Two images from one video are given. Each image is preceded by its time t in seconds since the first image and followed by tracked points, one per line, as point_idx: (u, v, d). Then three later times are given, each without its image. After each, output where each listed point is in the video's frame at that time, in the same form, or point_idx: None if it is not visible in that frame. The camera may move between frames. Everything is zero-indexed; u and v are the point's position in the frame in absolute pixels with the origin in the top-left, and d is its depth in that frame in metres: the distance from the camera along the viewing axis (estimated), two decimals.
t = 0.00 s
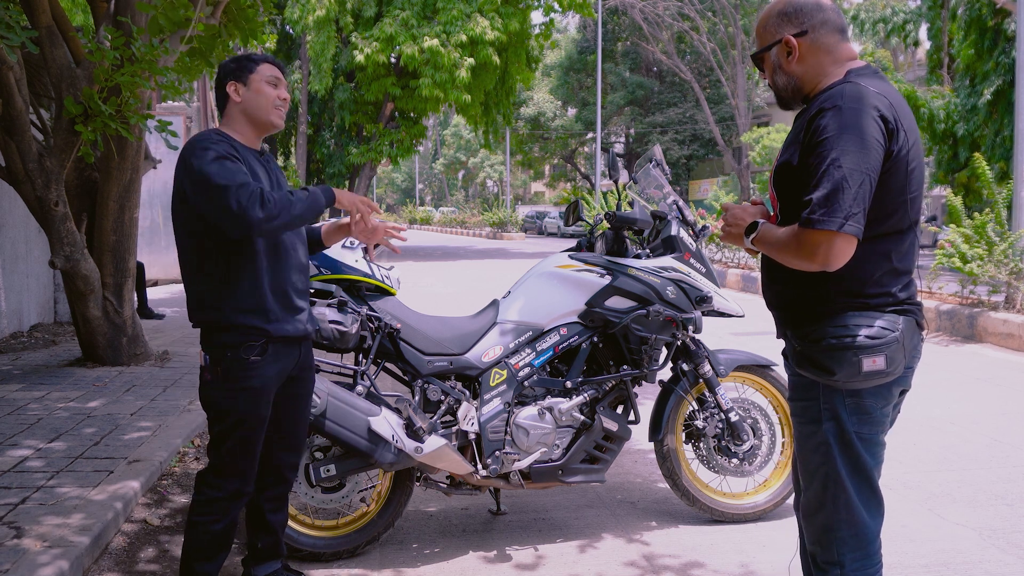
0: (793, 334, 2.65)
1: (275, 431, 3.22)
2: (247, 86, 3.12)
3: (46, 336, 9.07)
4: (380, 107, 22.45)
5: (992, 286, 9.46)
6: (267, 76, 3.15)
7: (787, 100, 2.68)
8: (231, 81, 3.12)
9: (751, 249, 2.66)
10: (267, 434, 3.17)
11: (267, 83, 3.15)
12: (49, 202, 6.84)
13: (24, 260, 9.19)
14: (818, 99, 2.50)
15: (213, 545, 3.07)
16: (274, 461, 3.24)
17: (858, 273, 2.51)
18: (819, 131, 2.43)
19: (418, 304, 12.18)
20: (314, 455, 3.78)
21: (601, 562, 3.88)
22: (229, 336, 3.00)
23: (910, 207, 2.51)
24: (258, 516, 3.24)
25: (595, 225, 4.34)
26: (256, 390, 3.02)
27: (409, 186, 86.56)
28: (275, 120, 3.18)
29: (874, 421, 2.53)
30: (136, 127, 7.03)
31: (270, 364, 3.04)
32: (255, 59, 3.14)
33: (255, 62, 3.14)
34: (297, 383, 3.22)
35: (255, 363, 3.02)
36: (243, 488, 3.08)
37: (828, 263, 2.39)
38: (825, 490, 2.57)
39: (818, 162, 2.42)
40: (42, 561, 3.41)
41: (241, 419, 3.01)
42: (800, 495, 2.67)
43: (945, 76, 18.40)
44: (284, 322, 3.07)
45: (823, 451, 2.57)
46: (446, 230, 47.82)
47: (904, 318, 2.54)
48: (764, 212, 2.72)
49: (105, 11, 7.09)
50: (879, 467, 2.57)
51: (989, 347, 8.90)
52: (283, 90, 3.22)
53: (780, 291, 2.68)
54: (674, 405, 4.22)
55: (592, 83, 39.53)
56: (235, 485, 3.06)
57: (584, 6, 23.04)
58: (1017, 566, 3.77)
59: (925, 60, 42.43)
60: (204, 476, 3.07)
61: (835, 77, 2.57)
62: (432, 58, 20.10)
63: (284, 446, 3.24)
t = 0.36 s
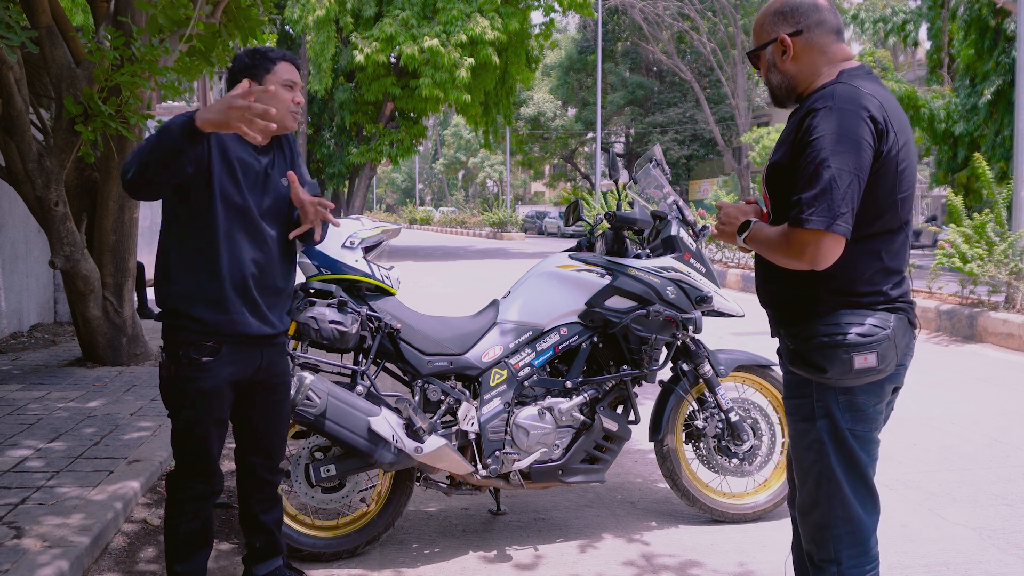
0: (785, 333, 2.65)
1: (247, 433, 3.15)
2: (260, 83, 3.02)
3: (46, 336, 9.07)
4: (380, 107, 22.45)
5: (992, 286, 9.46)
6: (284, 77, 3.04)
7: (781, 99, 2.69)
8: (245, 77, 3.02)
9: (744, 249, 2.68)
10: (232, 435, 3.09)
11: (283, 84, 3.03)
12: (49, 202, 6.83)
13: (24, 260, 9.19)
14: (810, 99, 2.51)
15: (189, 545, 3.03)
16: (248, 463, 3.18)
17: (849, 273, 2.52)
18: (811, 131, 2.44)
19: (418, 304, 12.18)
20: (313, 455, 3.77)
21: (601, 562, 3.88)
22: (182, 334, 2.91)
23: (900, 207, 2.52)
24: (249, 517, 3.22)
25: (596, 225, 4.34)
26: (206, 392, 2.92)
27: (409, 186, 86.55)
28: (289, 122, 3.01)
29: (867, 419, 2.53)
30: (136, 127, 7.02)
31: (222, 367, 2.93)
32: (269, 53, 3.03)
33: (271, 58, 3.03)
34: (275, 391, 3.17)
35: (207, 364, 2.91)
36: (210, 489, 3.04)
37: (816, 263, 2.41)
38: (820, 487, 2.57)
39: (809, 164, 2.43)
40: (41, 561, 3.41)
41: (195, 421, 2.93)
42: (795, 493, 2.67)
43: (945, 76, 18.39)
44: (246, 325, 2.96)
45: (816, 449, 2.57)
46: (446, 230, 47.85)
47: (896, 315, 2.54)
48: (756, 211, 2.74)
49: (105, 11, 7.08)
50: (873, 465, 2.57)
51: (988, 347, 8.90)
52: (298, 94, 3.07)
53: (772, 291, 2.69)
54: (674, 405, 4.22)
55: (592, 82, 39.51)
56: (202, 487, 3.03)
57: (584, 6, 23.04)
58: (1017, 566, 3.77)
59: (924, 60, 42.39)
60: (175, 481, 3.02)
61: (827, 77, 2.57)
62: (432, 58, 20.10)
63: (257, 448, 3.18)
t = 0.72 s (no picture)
0: (776, 329, 2.72)
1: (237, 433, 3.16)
2: (230, 75, 2.99)
3: (46, 336, 9.07)
4: (380, 107, 22.45)
5: (992, 286, 9.46)
6: (253, 68, 3.02)
7: (771, 101, 2.75)
8: (212, 69, 2.99)
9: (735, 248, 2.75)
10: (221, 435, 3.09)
11: (251, 75, 3.01)
12: (49, 202, 6.83)
13: (24, 260, 9.19)
14: (799, 102, 2.56)
15: (182, 544, 3.02)
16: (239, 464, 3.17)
17: (837, 268, 2.59)
18: (802, 133, 2.49)
19: (418, 304, 12.17)
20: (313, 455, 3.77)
21: (601, 562, 3.88)
22: (164, 338, 2.93)
23: (888, 207, 2.59)
24: (255, 517, 3.22)
25: (595, 225, 4.34)
26: (188, 396, 2.93)
27: (409, 186, 86.53)
28: (258, 115, 3.03)
29: (855, 412, 2.59)
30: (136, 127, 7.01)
31: (205, 371, 2.95)
32: (234, 38, 3.02)
33: (239, 48, 3.01)
34: (268, 389, 3.15)
35: (189, 368, 2.93)
36: (202, 491, 3.05)
37: (807, 263, 2.48)
38: (810, 481, 2.62)
39: (800, 163, 2.48)
40: (41, 561, 3.41)
41: (180, 424, 2.94)
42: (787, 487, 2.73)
43: (945, 76, 18.39)
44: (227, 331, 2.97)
45: (806, 442, 2.63)
46: (446, 230, 47.84)
47: (882, 310, 2.61)
48: (747, 213, 2.79)
49: (105, 11, 7.08)
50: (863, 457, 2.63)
51: (989, 347, 8.90)
52: (268, 84, 3.08)
53: (763, 289, 2.75)
54: (674, 405, 4.22)
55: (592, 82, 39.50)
56: (194, 489, 3.03)
57: (584, 5, 23.04)
58: (1017, 566, 3.77)
59: (924, 60, 42.35)
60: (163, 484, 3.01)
61: (816, 81, 2.63)
62: (432, 58, 20.10)
63: (258, 448, 3.18)
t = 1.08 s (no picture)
0: (770, 322, 2.83)
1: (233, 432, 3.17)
2: (223, 77, 2.99)
3: (46, 336, 9.07)
4: (380, 107, 22.45)
5: (992, 286, 9.46)
6: (245, 68, 3.02)
7: (764, 105, 2.85)
8: (204, 69, 2.99)
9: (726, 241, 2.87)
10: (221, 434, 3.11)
11: (243, 77, 3.02)
12: (49, 202, 6.84)
13: (23, 260, 9.18)
14: (794, 107, 2.66)
15: (182, 544, 3.04)
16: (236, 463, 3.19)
17: (827, 264, 2.70)
18: (799, 139, 2.59)
19: (418, 304, 12.17)
20: (313, 455, 3.77)
21: (601, 562, 3.88)
22: (174, 341, 2.93)
23: (873, 209, 2.71)
24: (249, 518, 3.22)
25: (595, 224, 4.34)
26: (197, 398, 2.94)
27: (409, 186, 86.52)
28: (249, 115, 3.06)
29: (841, 400, 2.72)
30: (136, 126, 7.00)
31: (214, 370, 2.97)
32: (223, 39, 3.02)
33: (230, 48, 3.01)
34: (264, 384, 3.17)
35: (198, 368, 2.94)
36: (202, 491, 3.06)
37: (802, 258, 2.59)
38: (796, 466, 2.74)
39: (797, 167, 2.58)
40: (41, 561, 3.41)
41: (187, 425, 2.95)
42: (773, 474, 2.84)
43: (945, 76, 18.38)
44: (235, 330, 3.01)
45: (794, 429, 2.75)
46: (446, 230, 47.84)
47: (867, 304, 2.74)
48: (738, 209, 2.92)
49: (105, 11, 7.08)
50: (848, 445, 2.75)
51: (989, 347, 8.90)
52: (259, 84, 3.09)
53: (757, 282, 2.87)
54: (674, 405, 4.22)
55: (592, 82, 39.50)
56: (195, 490, 3.04)
57: (585, 5, 23.03)
58: (1017, 566, 3.77)
59: (925, 60, 42.34)
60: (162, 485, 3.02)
61: (810, 88, 2.74)
62: (432, 58, 20.10)
63: (256, 446, 3.19)
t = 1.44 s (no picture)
0: (761, 310, 2.83)
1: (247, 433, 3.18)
2: (247, 81, 3.06)
3: (46, 336, 9.06)
4: (380, 107, 22.46)
5: (992, 286, 9.45)
6: (269, 74, 3.10)
7: (758, 110, 2.88)
8: (230, 73, 3.06)
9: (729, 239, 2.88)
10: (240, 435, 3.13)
11: (268, 81, 3.10)
12: (49, 202, 6.84)
13: (24, 260, 9.19)
14: (792, 110, 2.70)
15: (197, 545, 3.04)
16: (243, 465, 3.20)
17: (825, 261, 2.72)
18: (800, 136, 2.63)
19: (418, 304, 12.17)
20: (313, 455, 3.77)
21: (601, 562, 3.88)
22: (204, 335, 2.95)
23: (866, 211, 2.78)
24: (237, 523, 3.22)
25: (595, 224, 4.35)
26: (226, 392, 2.98)
27: (409, 186, 86.53)
28: (272, 118, 3.13)
29: (811, 386, 2.74)
30: (136, 126, 7.02)
31: (243, 364, 3.00)
32: (249, 45, 3.09)
33: (256, 55, 3.09)
34: (271, 385, 3.20)
35: (227, 363, 2.97)
36: (222, 488, 3.05)
37: (807, 251, 2.61)
38: (755, 438, 2.76)
39: (800, 164, 2.62)
40: (41, 561, 3.41)
41: (215, 421, 2.97)
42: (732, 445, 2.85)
43: (945, 76, 18.39)
44: (261, 325, 3.05)
45: (761, 404, 2.77)
46: (446, 231, 47.85)
47: (857, 305, 2.78)
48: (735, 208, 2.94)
49: (105, 11, 7.08)
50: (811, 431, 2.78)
51: (988, 347, 8.89)
52: (282, 91, 3.17)
53: (754, 272, 2.86)
54: (674, 405, 4.22)
55: (592, 82, 39.51)
56: (213, 488, 3.03)
57: (584, 6, 23.03)
58: (1017, 566, 3.77)
59: (924, 60, 42.35)
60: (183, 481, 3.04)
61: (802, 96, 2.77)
62: (433, 58, 20.11)
63: (249, 447, 3.20)
